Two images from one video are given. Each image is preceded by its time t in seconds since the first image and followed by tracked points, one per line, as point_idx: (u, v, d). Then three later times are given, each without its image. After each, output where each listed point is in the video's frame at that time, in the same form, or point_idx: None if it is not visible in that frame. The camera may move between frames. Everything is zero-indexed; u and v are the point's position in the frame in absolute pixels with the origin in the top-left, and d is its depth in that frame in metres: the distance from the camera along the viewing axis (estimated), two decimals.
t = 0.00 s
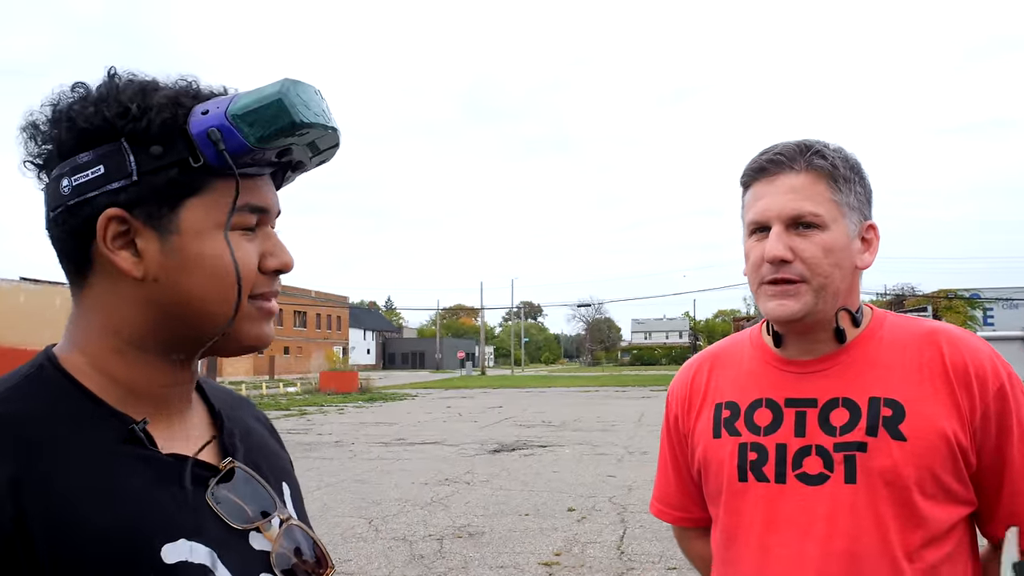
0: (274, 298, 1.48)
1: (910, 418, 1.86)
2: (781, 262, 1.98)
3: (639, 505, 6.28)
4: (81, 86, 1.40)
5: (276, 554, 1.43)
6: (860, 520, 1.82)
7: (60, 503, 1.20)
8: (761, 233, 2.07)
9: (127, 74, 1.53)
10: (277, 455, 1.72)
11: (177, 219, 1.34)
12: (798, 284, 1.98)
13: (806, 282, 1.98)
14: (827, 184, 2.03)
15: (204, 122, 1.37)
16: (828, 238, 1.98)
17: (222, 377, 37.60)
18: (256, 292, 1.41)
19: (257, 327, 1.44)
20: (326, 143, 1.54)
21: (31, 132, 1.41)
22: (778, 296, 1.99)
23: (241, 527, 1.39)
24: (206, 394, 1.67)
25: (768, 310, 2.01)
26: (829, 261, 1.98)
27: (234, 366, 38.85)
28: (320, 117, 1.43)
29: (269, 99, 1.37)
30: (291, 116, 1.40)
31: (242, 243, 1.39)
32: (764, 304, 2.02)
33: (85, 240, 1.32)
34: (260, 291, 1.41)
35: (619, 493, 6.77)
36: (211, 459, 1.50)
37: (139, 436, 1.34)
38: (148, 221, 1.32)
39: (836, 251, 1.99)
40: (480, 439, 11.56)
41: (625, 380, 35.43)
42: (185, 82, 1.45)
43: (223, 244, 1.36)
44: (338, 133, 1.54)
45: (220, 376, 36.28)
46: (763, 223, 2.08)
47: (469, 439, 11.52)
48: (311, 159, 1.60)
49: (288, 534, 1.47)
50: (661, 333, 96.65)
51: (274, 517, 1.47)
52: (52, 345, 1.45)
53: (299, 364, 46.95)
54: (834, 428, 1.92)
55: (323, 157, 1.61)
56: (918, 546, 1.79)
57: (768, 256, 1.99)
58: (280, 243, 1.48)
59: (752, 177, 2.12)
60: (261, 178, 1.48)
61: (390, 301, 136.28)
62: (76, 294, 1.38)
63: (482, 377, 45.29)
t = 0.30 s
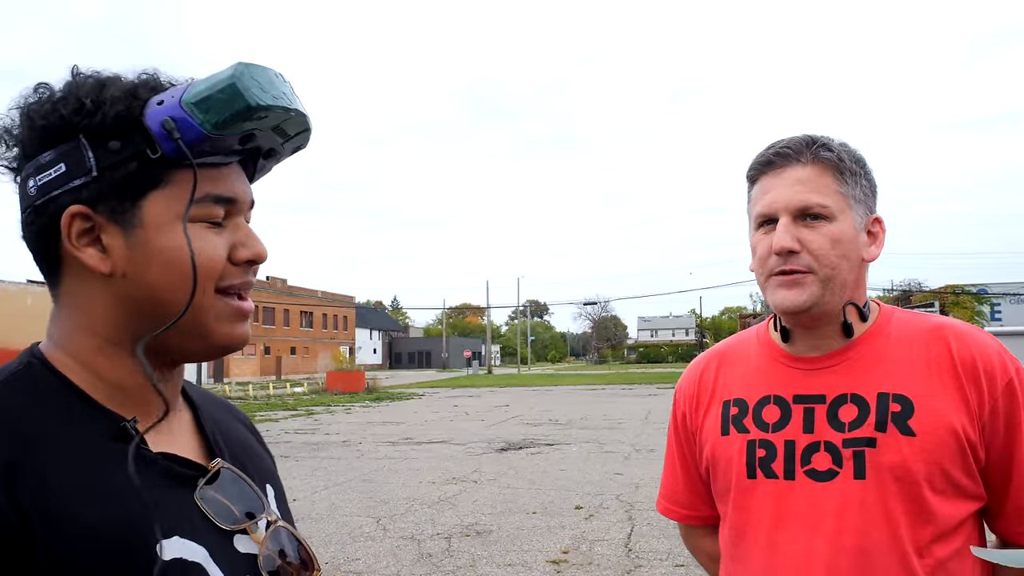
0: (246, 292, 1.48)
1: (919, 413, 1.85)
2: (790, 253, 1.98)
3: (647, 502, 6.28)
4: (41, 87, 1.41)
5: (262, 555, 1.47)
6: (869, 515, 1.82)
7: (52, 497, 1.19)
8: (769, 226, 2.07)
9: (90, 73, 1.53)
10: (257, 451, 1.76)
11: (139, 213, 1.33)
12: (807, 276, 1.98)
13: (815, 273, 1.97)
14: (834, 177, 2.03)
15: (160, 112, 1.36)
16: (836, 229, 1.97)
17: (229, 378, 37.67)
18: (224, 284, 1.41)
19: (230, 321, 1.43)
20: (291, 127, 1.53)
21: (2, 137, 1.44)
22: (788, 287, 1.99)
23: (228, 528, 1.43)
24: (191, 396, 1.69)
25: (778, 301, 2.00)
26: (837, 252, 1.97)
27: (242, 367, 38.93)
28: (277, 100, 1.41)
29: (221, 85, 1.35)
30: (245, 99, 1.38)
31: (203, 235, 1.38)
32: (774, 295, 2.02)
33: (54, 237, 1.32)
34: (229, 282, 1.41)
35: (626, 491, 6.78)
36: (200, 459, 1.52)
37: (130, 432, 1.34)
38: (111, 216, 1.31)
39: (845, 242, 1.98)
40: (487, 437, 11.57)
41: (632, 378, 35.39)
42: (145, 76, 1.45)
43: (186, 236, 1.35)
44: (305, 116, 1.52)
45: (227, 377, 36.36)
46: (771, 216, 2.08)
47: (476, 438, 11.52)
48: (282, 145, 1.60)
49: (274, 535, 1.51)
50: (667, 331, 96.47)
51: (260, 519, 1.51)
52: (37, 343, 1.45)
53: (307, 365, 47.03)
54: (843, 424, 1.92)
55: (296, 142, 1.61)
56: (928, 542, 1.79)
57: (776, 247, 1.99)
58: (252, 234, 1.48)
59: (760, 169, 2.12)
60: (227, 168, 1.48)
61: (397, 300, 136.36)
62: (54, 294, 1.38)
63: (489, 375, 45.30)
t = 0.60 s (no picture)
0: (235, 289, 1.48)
1: (918, 409, 1.85)
2: (773, 250, 2.00)
3: (645, 499, 6.29)
4: (28, 78, 1.39)
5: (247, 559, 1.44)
6: (868, 512, 1.82)
7: (58, 495, 1.18)
8: (755, 224, 2.09)
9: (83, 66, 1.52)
10: (226, 455, 1.77)
11: (122, 211, 1.32)
12: (791, 272, 1.99)
13: (800, 269, 1.98)
14: (819, 173, 2.03)
15: (148, 112, 1.36)
16: (820, 225, 1.97)
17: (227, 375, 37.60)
18: (211, 286, 1.40)
19: (217, 320, 1.43)
20: (281, 132, 1.54)
21: None
22: (773, 283, 2.01)
23: (213, 531, 1.41)
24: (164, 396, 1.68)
25: (764, 297, 2.03)
26: (821, 247, 1.97)
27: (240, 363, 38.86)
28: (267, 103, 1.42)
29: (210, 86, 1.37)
30: (235, 103, 1.39)
31: (191, 234, 1.38)
32: (760, 292, 2.04)
33: (35, 232, 1.31)
34: (215, 284, 1.40)
35: (625, 487, 6.80)
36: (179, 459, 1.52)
37: (124, 435, 1.34)
38: (94, 213, 1.30)
39: (830, 238, 1.98)
40: (485, 434, 11.58)
41: (629, 374, 35.40)
42: (135, 73, 1.45)
43: (170, 237, 1.34)
44: (296, 120, 1.53)
45: (225, 374, 36.30)
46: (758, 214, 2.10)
47: (474, 435, 11.54)
48: (272, 149, 1.60)
49: (256, 541, 1.49)
50: (665, 328, 96.60)
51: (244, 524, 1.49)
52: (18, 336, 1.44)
53: (305, 362, 46.99)
54: (842, 421, 1.92)
55: (287, 147, 1.61)
56: (927, 539, 1.79)
57: (759, 245, 2.02)
58: (238, 236, 1.47)
59: (748, 169, 2.14)
60: (217, 169, 1.48)
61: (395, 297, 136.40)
62: (34, 288, 1.36)
63: (487, 372, 45.29)
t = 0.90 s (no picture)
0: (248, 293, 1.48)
1: (919, 413, 1.86)
2: (771, 252, 2.02)
3: (642, 497, 6.31)
4: (46, 80, 1.39)
5: (252, 561, 1.43)
6: (867, 515, 1.83)
7: (79, 498, 1.17)
8: (756, 224, 2.10)
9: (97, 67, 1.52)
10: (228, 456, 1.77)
11: (143, 216, 1.32)
12: (791, 274, 2.01)
13: (799, 272, 2.00)
14: (817, 174, 2.03)
15: (173, 117, 1.36)
16: (818, 227, 1.98)
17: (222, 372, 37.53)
18: (225, 293, 1.40)
19: (231, 326, 1.44)
20: (298, 141, 1.55)
21: None
22: (773, 285, 2.03)
23: (219, 533, 1.40)
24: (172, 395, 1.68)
25: (764, 299, 2.05)
26: (819, 249, 1.98)
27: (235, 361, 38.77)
28: (288, 112, 1.43)
29: (235, 94, 1.37)
30: (259, 112, 1.40)
31: (210, 240, 1.38)
32: (761, 293, 2.06)
33: (53, 232, 1.31)
34: (229, 292, 1.40)
35: (622, 485, 6.80)
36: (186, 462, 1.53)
37: (137, 436, 1.33)
38: (115, 216, 1.30)
39: (828, 239, 1.99)
40: (482, 432, 11.59)
41: (626, 372, 35.43)
42: (157, 76, 1.44)
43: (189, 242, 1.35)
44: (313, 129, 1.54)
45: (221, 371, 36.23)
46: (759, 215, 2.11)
47: (471, 433, 11.56)
48: (285, 156, 1.60)
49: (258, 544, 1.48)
50: (660, 326, 96.68)
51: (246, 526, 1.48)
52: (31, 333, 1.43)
53: (300, 359, 46.94)
54: (842, 423, 1.93)
55: (298, 154, 1.61)
56: (927, 543, 1.80)
57: (758, 247, 2.04)
58: (252, 241, 1.48)
59: (750, 169, 2.16)
60: (235, 175, 1.48)
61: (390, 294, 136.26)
62: (51, 287, 1.36)
63: (483, 370, 45.27)
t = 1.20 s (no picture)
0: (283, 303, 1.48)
1: (940, 415, 1.85)
2: (789, 252, 2.02)
3: (650, 496, 6.30)
4: (112, 90, 1.44)
5: (298, 535, 1.47)
6: (885, 516, 1.82)
7: (133, 484, 1.18)
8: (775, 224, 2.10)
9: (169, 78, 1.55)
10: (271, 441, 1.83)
11: (181, 227, 1.34)
12: (810, 274, 2.00)
13: (818, 272, 1.99)
14: (837, 173, 2.02)
15: (213, 137, 1.37)
16: (837, 226, 1.97)
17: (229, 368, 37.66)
18: (256, 302, 1.40)
19: (261, 337, 1.44)
20: (340, 160, 1.51)
21: (66, 129, 1.46)
22: (792, 285, 2.03)
23: (267, 507, 1.42)
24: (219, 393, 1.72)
25: (783, 299, 2.05)
26: (839, 250, 1.98)
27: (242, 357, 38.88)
28: (323, 139, 1.40)
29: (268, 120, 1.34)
30: (291, 139, 1.36)
31: (240, 253, 1.38)
32: (780, 293, 2.06)
33: (104, 238, 1.36)
34: (260, 301, 1.40)
35: (629, 485, 6.79)
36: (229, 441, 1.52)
37: (184, 420, 1.35)
38: (157, 226, 1.33)
39: (848, 240, 1.98)
40: (489, 431, 11.60)
41: (631, 372, 35.36)
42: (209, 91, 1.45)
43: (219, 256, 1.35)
44: (355, 150, 1.49)
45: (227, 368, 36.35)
46: (778, 214, 2.11)
47: (477, 430, 11.58)
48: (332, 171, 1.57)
49: (304, 518, 1.51)
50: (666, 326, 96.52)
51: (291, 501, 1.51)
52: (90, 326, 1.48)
53: (306, 356, 47.06)
54: (861, 424, 1.93)
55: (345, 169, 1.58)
56: (947, 546, 1.79)
57: (776, 247, 2.04)
58: (288, 253, 1.47)
59: (770, 167, 2.16)
60: (278, 190, 1.47)
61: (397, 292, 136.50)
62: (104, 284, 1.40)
63: (489, 368, 45.29)
